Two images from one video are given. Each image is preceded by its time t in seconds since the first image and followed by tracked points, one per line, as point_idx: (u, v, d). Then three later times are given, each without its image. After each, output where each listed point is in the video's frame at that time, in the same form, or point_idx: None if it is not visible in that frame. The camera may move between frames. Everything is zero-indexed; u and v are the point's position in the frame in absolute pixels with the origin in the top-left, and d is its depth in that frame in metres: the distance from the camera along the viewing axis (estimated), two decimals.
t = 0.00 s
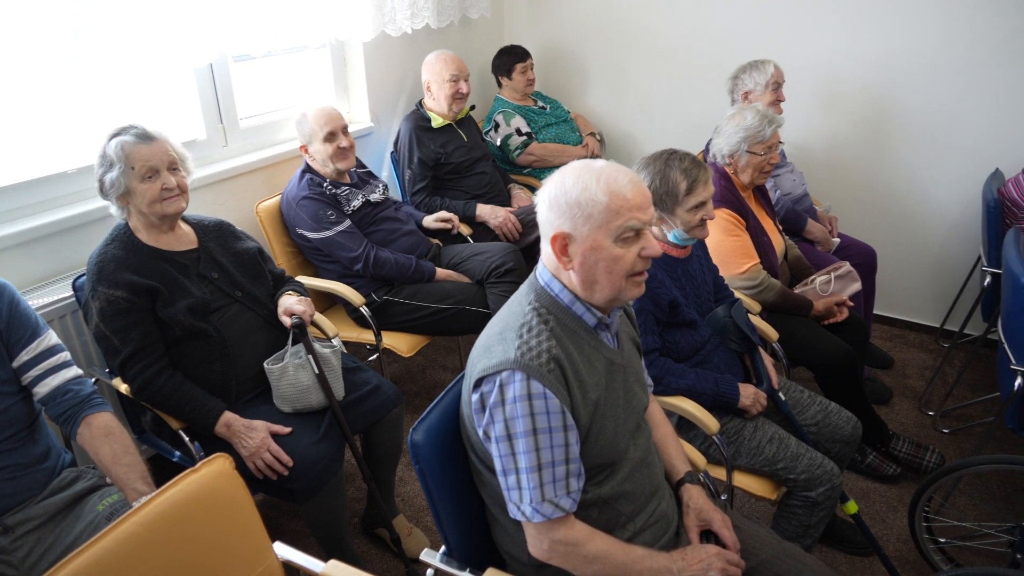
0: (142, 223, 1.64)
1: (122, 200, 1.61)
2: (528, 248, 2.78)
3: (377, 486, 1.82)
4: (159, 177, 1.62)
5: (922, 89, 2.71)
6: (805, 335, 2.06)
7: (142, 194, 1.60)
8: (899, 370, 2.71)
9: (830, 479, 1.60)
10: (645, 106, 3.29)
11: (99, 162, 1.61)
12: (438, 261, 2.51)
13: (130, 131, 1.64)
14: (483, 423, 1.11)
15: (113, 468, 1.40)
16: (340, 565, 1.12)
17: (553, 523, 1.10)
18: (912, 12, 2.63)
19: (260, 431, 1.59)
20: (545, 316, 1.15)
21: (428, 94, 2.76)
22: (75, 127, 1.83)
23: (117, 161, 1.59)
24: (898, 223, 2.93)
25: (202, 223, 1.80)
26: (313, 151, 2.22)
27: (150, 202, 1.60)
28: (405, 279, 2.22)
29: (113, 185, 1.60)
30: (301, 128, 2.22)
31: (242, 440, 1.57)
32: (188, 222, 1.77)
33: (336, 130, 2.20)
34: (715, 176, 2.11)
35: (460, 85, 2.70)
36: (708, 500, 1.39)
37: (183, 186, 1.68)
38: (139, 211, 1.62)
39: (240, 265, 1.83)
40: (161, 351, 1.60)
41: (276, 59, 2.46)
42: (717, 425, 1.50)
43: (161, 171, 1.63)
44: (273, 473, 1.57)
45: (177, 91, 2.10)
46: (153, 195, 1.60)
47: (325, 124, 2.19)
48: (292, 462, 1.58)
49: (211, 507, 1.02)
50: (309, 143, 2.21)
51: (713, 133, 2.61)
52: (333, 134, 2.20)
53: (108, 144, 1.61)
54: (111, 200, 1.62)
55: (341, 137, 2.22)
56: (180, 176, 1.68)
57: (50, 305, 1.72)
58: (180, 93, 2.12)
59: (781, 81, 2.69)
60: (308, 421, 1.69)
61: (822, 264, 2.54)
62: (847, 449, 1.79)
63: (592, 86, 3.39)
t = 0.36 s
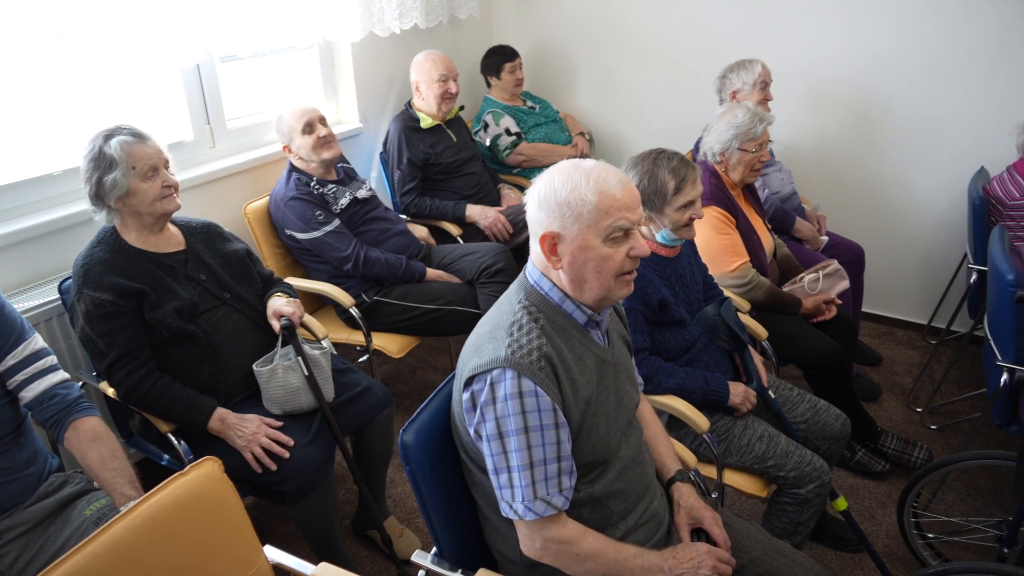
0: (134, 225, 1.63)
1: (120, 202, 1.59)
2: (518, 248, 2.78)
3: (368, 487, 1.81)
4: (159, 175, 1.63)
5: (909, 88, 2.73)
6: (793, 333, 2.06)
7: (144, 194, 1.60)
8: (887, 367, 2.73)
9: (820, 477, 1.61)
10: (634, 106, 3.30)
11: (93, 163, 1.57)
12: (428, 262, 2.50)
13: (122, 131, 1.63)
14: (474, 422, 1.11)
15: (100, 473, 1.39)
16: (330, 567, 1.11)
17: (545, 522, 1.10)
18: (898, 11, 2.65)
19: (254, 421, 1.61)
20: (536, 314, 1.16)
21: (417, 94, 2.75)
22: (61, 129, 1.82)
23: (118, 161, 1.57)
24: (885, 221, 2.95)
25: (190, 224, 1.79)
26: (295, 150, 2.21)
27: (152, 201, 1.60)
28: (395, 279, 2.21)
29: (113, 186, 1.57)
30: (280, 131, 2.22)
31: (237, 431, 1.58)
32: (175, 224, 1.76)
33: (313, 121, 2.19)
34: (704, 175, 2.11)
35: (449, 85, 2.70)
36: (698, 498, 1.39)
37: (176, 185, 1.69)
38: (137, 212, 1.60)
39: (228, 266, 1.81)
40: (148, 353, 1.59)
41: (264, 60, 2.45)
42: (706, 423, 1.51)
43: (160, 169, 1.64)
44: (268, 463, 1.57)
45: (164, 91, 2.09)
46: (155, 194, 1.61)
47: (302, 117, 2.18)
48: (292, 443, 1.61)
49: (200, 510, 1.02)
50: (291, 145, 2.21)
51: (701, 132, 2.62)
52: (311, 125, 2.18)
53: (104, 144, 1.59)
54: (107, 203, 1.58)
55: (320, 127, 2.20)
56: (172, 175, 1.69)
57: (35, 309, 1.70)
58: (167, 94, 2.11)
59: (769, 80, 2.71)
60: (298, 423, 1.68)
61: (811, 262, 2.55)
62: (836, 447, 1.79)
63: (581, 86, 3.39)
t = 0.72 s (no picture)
0: (126, 226, 1.61)
1: (120, 202, 1.57)
2: (507, 248, 2.78)
3: (358, 489, 1.81)
4: (156, 174, 1.63)
5: (894, 87, 2.75)
6: (781, 331, 2.08)
7: (144, 192, 1.59)
8: (875, 364, 2.75)
9: (809, 474, 1.62)
10: (622, 106, 3.31)
11: (87, 164, 1.55)
12: (418, 263, 2.50)
13: (115, 132, 1.62)
14: (465, 421, 1.10)
15: (86, 479, 1.38)
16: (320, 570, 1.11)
17: (536, 520, 1.10)
18: (883, 11, 2.67)
19: (242, 426, 1.60)
20: (525, 313, 1.16)
21: (404, 94, 2.74)
22: (46, 131, 1.80)
23: (119, 160, 1.57)
24: (872, 220, 2.97)
25: (177, 226, 1.77)
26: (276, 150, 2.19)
27: (151, 199, 1.61)
28: (384, 280, 2.21)
29: (113, 186, 1.55)
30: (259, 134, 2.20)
31: (225, 435, 1.57)
32: (163, 226, 1.74)
33: (290, 118, 2.19)
34: (693, 174, 2.12)
35: (437, 85, 2.69)
36: (688, 496, 1.40)
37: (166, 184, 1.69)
38: (135, 211, 1.59)
39: (216, 268, 1.80)
40: (135, 357, 1.58)
41: (251, 60, 2.44)
42: (696, 422, 1.51)
43: (155, 168, 1.64)
44: (255, 471, 1.56)
45: (150, 92, 2.07)
46: (154, 193, 1.61)
47: (278, 115, 2.18)
48: (277, 453, 1.59)
49: (188, 514, 1.01)
50: (272, 146, 2.19)
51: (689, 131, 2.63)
52: (288, 121, 2.18)
53: (102, 144, 1.57)
54: (106, 204, 1.56)
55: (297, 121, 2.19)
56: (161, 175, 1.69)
57: (19, 313, 1.68)
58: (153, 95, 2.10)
59: (756, 80, 2.72)
60: (287, 425, 1.68)
61: (799, 260, 2.57)
62: (825, 444, 1.81)
63: (569, 86, 3.39)
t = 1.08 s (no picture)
0: (112, 228, 1.60)
1: (105, 204, 1.56)
2: (497, 247, 2.78)
3: (348, 491, 1.80)
4: (142, 175, 1.62)
5: (880, 86, 2.77)
6: (770, 330, 2.09)
7: (130, 194, 1.58)
8: (863, 361, 2.77)
9: (798, 471, 1.62)
10: (611, 106, 3.32)
11: (73, 165, 1.54)
12: (407, 263, 2.49)
13: (101, 133, 1.61)
14: (453, 423, 1.10)
15: (72, 483, 1.37)
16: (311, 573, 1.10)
17: (526, 521, 1.10)
18: (869, 10, 2.69)
19: (229, 436, 1.57)
20: (512, 315, 1.16)
21: (393, 95, 2.74)
22: (30, 133, 1.79)
23: (104, 161, 1.55)
24: (859, 218, 2.99)
25: (163, 228, 1.76)
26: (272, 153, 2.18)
27: (137, 201, 1.59)
28: (374, 280, 2.21)
29: (99, 188, 1.54)
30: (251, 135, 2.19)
31: (210, 445, 1.55)
32: (149, 228, 1.73)
33: (285, 119, 2.18)
34: (681, 173, 2.12)
35: (426, 86, 2.68)
36: (678, 494, 1.40)
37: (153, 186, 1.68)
38: (120, 213, 1.58)
39: (203, 270, 1.79)
40: (122, 360, 1.56)
41: (237, 61, 2.43)
42: (686, 420, 1.52)
43: (142, 170, 1.63)
44: (237, 482, 1.55)
45: (136, 93, 2.06)
46: (141, 194, 1.60)
47: (273, 117, 2.17)
48: (259, 469, 1.56)
49: (175, 518, 1.00)
50: (266, 147, 2.17)
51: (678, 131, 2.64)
52: (284, 123, 2.17)
53: (88, 144, 1.56)
54: (91, 206, 1.55)
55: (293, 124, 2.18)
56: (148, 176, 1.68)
57: (4, 317, 1.67)
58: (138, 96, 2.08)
59: (743, 79, 2.74)
60: (276, 427, 1.67)
61: (787, 259, 2.59)
62: (813, 441, 1.82)
63: (557, 86, 3.40)
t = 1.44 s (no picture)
0: (97, 230, 1.58)
1: (90, 207, 1.54)
2: (486, 248, 2.78)
3: (338, 493, 1.80)
4: (128, 178, 1.60)
5: (866, 85, 2.79)
6: (757, 328, 2.10)
7: (115, 197, 1.56)
8: (851, 358, 2.79)
9: (786, 468, 1.63)
10: (599, 105, 3.32)
11: (58, 168, 1.52)
12: (396, 264, 2.49)
13: (87, 135, 1.59)
14: (442, 425, 1.10)
15: (58, 487, 1.36)
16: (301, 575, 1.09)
17: (515, 522, 1.10)
18: (854, 10, 2.70)
19: (218, 436, 1.57)
20: (501, 315, 1.16)
21: (381, 96, 2.73)
22: (12, 136, 1.77)
23: (89, 164, 1.54)
24: (846, 216, 3.01)
25: (150, 230, 1.75)
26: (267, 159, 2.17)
27: (123, 204, 1.58)
28: (362, 282, 2.20)
29: (83, 191, 1.53)
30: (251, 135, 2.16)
31: (199, 446, 1.54)
32: (135, 230, 1.72)
33: (288, 134, 2.15)
34: (669, 173, 2.13)
35: (413, 86, 2.68)
36: (668, 493, 1.41)
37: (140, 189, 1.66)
38: (105, 216, 1.56)
39: (190, 272, 1.78)
40: (109, 363, 1.55)
41: (223, 62, 2.42)
42: (675, 419, 1.53)
43: (128, 173, 1.61)
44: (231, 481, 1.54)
45: (121, 94, 2.04)
46: (126, 198, 1.58)
47: (277, 127, 2.13)
48: (251, 468, 1.55)
49: (164, 522, 1.00)
50: (263, 151, 2.15)
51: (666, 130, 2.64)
52: (285, 138, 2.15)
53: (72, 147, 1.54)
54: (75, 209, 1.53)
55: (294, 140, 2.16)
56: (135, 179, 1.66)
57: None
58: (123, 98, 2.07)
59: (730, 78, 2.75)
60: (266, 430, 1.66)
61: (774, 257, 2.60)
62: (802, 438, 1.83)
63: (545, 86, 3.40)
